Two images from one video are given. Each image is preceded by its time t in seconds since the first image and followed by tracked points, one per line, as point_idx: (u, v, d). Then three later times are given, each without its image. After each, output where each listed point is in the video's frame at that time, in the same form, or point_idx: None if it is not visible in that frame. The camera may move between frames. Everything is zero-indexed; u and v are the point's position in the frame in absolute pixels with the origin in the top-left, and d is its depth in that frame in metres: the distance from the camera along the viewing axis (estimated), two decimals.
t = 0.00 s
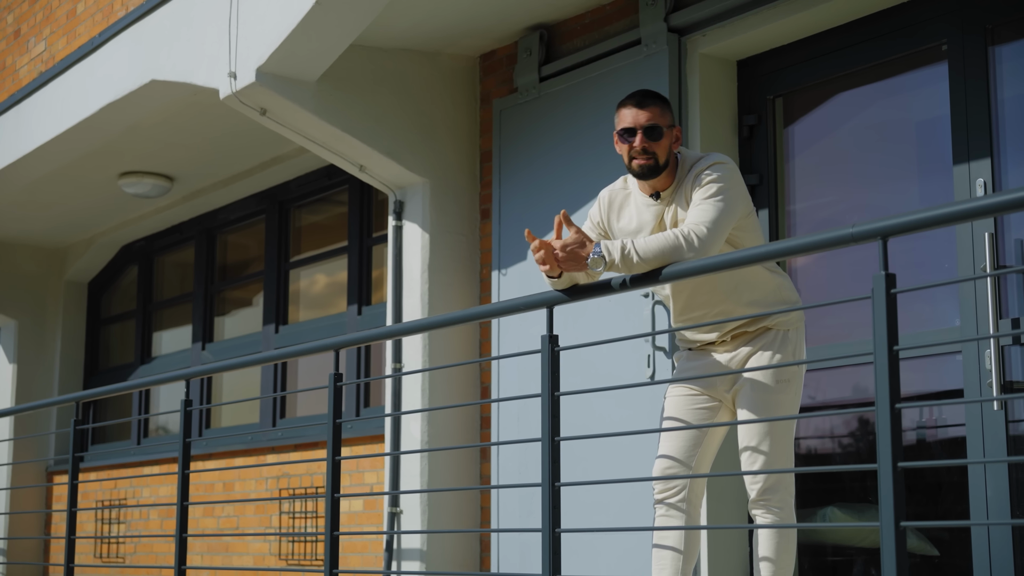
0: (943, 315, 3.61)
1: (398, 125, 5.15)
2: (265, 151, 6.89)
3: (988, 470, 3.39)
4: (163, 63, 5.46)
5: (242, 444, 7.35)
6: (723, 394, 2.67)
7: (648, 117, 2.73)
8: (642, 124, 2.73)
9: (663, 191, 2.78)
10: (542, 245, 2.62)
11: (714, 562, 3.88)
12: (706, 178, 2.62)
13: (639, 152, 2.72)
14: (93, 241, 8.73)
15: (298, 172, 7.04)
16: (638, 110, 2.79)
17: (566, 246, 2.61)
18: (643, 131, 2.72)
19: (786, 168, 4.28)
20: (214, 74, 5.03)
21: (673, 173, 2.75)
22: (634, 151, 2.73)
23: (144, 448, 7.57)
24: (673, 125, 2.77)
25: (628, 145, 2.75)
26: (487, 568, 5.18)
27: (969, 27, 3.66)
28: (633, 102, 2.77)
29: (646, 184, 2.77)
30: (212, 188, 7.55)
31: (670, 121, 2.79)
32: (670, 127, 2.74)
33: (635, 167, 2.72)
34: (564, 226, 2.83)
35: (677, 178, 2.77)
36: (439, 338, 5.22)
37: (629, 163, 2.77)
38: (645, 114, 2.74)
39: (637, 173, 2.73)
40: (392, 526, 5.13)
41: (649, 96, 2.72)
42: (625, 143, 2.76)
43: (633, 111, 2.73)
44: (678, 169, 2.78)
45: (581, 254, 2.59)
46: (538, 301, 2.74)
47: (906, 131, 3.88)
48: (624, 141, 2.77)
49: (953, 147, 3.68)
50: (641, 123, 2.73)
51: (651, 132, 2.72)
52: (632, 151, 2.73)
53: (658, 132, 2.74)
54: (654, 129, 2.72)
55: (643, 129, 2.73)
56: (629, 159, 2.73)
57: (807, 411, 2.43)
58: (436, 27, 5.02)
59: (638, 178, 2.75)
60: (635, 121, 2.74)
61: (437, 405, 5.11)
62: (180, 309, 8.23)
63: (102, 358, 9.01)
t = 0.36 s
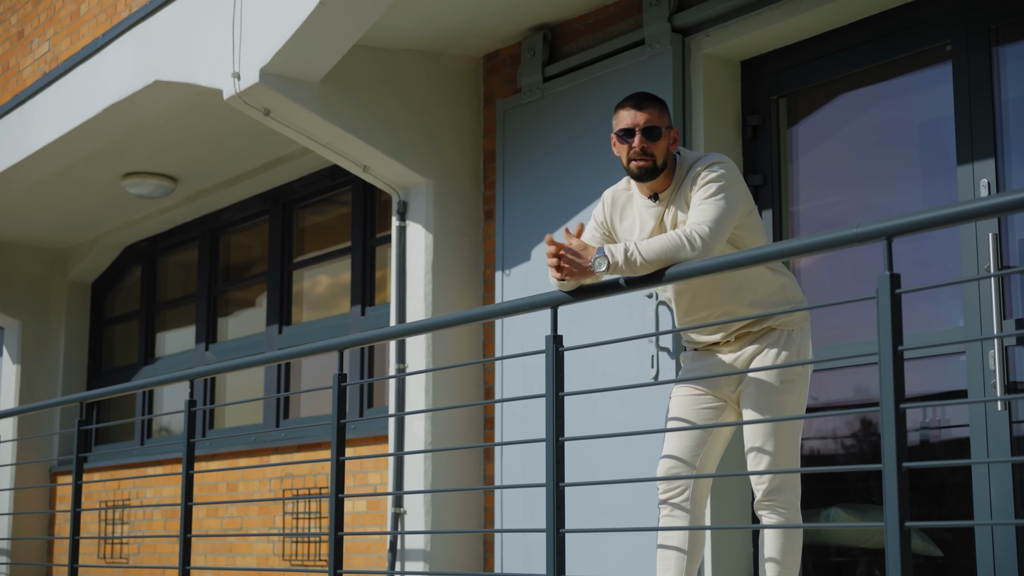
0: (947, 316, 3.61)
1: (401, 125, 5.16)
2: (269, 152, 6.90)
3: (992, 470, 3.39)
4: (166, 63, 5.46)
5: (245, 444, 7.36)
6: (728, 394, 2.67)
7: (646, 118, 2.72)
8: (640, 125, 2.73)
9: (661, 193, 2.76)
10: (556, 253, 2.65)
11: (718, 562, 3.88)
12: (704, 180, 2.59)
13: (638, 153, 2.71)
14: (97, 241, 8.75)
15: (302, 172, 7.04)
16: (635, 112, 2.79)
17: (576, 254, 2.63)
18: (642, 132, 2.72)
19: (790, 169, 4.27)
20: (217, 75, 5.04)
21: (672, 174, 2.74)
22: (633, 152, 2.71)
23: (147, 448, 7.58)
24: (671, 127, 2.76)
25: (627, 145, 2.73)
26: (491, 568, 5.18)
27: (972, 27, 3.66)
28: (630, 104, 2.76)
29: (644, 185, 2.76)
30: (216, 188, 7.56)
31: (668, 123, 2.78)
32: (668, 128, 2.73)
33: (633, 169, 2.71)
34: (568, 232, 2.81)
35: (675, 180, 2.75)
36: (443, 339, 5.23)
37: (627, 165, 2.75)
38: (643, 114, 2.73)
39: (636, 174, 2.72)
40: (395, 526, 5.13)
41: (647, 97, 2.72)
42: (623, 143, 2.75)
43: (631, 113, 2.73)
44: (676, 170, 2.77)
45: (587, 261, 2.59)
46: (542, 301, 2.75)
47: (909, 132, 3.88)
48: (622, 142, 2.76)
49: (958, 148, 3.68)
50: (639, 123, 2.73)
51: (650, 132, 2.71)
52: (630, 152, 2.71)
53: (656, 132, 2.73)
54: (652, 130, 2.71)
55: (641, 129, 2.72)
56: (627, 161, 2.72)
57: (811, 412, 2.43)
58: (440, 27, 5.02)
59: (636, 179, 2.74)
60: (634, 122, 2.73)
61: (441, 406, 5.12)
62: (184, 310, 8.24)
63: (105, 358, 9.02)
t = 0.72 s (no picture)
0: (953, 315, 3.60)
1: (406, 125, 5.16)
2: (272, 151, 6.90)
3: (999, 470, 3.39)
4: (170, 63, 5.46)
5: (249, 444, 7.36)
6: (734, 393, 2.67)
7: (659, 113, 2.71)
8: (653, 120, 2.71)
9: (671, 191, 2.75)
10: (565, 247, 2.63)
11: (723, 562, 3.88)
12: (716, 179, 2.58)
13: (648, 148, 2.70)
14: (99, 241, 8.76)
15: (305, 172, 7.05)
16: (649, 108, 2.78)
17: (585, 248, 2.59)
18: (654, 127, 2.70)
19: (794, 168, 4.27)
20: (222, 74, 5.03)
21: (682, 172, 2.73)
22: (644, 146, 2.70)
23: (151, 448, 7.58)
24: (683, 124, 2.75)
25: (639, 138, 2.72)
26: (496, 568, 5.19)
27: (977, 27, 3.66)
28: (645, 98, 2.75)
29: (654, 182, 2.75)
30: (219, 188, 7.57)
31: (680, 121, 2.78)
32: (680, 124, 2.71)
33: (644, 163, 2.70)
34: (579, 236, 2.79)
35: (686, 178, 2.74)
36: (447, 338, 5.23)
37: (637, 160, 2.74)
38: (657, 110, 2.72)
39: (646, 169, 2.70)
40: (400, 526, 5.14)
41: (661, 92, 2.71)
42: (635, 137, 2.74)
43: (644, 107, 2.72)
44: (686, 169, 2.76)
45: (597, 258, 2.57)
46: (549, 300, 2.74)
47: (913, 132, 3.88)
48: (634, 136, 2.75)
49: (963, 147, 3.67)
50: (652, 118, 2.72)
51: (663, 127, 2.70)
52: (642, 145, 2.70)
53: (668, 128, 2.71)
54: (665, 125, 2.70)
55: (654, 124, 2.71)
56: (638, 154, 2.70)
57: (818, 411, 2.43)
58: (444, 26, 5.02)
59: (647, 174, 2.72)
60: (647, 116, 2.72)
61: (445, 405, 5.12)
62: (186, 310, 8.25)
63: (108, 358, 9.03)
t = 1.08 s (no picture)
0: (957, 316, 3.59)
1: (408, 125, 5.15)
2: (273, 151, 6.90)
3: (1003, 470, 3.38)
4: (172, 62, 5.45)
5: (249, 445, 7.36)
6: (742, 394, 2.67)
7: (670, 119, 2.70)
8: (664, 126, 2.70)
9: (679, 193, 2.74)
10: (572, 249, 2.62)
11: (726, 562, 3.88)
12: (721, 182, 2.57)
13: (661, 155, 2.69)
14: (98, 241, 8.75)
15: (306, 172, 7.05)
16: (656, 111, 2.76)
17: (592, 250, 2.59)
18: (666, 133, 2.69)
19: (797, 168, 4.27)
20: (224, 74, 5.02)
21: (690, 175, 2.72)
22: (657, 154, 2.69)
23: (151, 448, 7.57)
24: (691, 126, 2.74)
25: (651, 146, 2.71)
26: (497, 568, 5.19)
27: (981, 28, 3.66)
28: (653, 103, 2.73)
29: (663, 185, 2.73)
30: (219, 188, 7.57)
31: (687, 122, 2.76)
32: (691, 129, 2.71)
33: (657, 170, 2.69)
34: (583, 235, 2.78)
35: (693, 180, 2.73)
36: (449, 339, 5.23)
37: (648, 165, 2.73)
38: (667, 115, 2.70)
39: (659, 175, 2.70)
40: (402, 526, 5.13)
41: (671, 98, 2.69)
42: (646, 144, 2.72)
43: (655, 114, 2.69)
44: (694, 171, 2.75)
45: (605, 259, 2.56)
46: (556, 301, 2.73)
47: (917, 132, 3.88)
48: (645, 143, 2.73)
49: (968, 148, 3.67)
50: (663, 124, 2.70)
51: (675, 134, 2.69)
52: (654, 153, 2.69)
53: (679, 133, 2.71)
54: (676, 132, 2.69)
55: (665, 131, 2.69)
56: (650, 162, 2.70)
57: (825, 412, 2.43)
58: (447, 27, 5.02)
59: (657, 179, 2.72)
60: (658, 122, 2.70)
61: (448, 406, 5.12)
62: (186, 310, 8.25)
63: (107, 358, 9.02)
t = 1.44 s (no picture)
0: (956, 317, 3.60)
1: (406, 125, 5.15)
2: (268, 151, 6.88)
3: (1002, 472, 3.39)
4: (168, 62, 5.43)
5: (244, 444, 7.35)
6: (747, 396, 2.68)
7: (670, 121, 2.70)
8: (665, 128, 2.70)
9: (683, 196, 2.73)
10: (576, 249, 2.62)
11: (725, 563, 3.88)
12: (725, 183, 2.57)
13: (662, 157, 2.69)
14: (92, 240, 8.72)
15: (302, 172, 7.04)
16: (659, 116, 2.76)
17: (597, 250, 2.59)
18: (667, 135, 2.69)
19: (796, 168, 4.28)
20: (221, 73, 5.01)
21: (693, 177, 2.71)
22: (658, 155, 2.68)
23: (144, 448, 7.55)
24: (693, 129, 2.74)
25: (652, 148, 2.70)
26: (494, 569, 5.19)
27: (982, 29, 3.67)
28: (655, 107, 2.73)
29: (666, 187, 2.73)
30: (214, 188, 7.55)
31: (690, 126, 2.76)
32: (692, 131, 2.70)
33: (658, 172, 2.68)
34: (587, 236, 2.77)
35: (697, 182, 2.72)
36: (447, 340, 5.23)
37: (650, 168, 2.72)
38: (667, 118, 2.71)
39: (660, 177, 2.69)
40: (399, 527, 5.13)
41: (672, 100, 2.69)
42: (647, 147, 2.72)
43: (655, 117, 2.70)
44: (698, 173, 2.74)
45: (610, 259, 2.56)
46: (559, 302, 2.73)
47: (916, 134, 3.88)
48: (646, 146, 2.73)
49: (968, 149, 3.68)
50: (663, 127, 2.70)
51: (676, 136, 2.69)
52: (656, 154, 2.68)
53: (680, 136, 2.70)
54: (677, 133, 2.69)
55: (665, 133, 2.69)
56: (651, 164, 2.69)
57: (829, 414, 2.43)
58: (446, 27, 5.01)
59: (660, 182, 2.71)
60: (659, 125, 2.70)
61: (445, 407, 5.12)
62: (179, 310, 8.23)
63: (99, 357, 8.99)
